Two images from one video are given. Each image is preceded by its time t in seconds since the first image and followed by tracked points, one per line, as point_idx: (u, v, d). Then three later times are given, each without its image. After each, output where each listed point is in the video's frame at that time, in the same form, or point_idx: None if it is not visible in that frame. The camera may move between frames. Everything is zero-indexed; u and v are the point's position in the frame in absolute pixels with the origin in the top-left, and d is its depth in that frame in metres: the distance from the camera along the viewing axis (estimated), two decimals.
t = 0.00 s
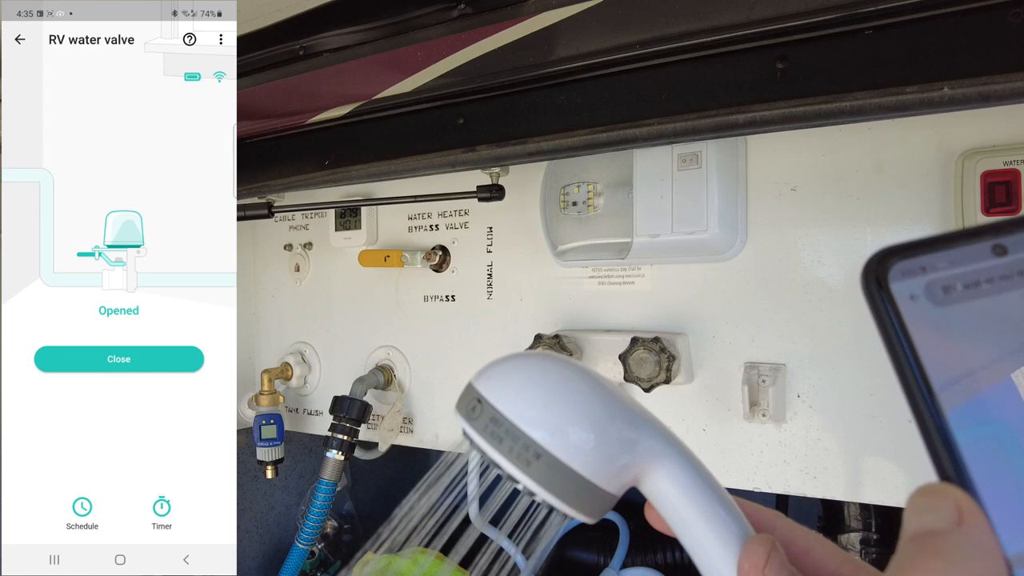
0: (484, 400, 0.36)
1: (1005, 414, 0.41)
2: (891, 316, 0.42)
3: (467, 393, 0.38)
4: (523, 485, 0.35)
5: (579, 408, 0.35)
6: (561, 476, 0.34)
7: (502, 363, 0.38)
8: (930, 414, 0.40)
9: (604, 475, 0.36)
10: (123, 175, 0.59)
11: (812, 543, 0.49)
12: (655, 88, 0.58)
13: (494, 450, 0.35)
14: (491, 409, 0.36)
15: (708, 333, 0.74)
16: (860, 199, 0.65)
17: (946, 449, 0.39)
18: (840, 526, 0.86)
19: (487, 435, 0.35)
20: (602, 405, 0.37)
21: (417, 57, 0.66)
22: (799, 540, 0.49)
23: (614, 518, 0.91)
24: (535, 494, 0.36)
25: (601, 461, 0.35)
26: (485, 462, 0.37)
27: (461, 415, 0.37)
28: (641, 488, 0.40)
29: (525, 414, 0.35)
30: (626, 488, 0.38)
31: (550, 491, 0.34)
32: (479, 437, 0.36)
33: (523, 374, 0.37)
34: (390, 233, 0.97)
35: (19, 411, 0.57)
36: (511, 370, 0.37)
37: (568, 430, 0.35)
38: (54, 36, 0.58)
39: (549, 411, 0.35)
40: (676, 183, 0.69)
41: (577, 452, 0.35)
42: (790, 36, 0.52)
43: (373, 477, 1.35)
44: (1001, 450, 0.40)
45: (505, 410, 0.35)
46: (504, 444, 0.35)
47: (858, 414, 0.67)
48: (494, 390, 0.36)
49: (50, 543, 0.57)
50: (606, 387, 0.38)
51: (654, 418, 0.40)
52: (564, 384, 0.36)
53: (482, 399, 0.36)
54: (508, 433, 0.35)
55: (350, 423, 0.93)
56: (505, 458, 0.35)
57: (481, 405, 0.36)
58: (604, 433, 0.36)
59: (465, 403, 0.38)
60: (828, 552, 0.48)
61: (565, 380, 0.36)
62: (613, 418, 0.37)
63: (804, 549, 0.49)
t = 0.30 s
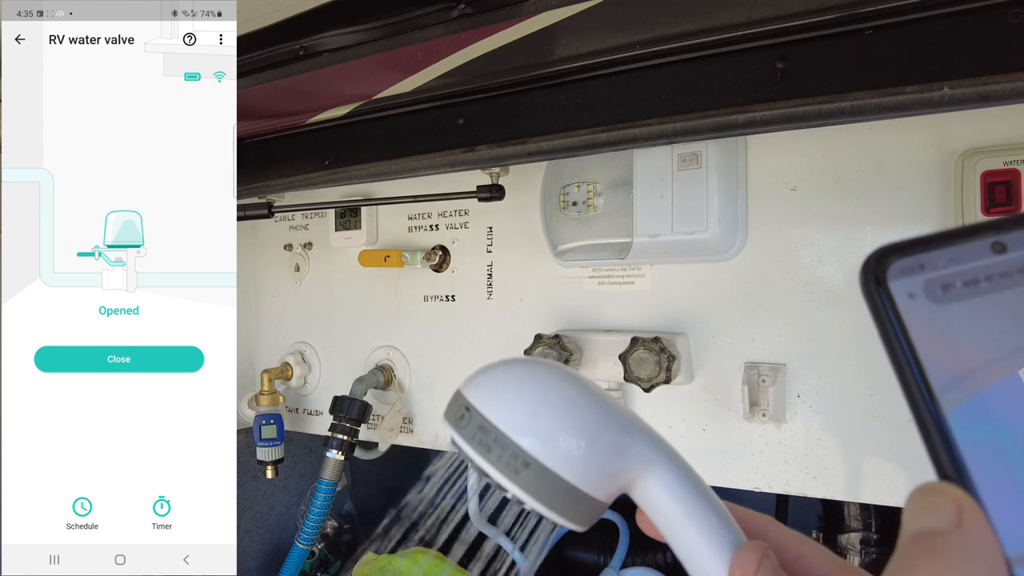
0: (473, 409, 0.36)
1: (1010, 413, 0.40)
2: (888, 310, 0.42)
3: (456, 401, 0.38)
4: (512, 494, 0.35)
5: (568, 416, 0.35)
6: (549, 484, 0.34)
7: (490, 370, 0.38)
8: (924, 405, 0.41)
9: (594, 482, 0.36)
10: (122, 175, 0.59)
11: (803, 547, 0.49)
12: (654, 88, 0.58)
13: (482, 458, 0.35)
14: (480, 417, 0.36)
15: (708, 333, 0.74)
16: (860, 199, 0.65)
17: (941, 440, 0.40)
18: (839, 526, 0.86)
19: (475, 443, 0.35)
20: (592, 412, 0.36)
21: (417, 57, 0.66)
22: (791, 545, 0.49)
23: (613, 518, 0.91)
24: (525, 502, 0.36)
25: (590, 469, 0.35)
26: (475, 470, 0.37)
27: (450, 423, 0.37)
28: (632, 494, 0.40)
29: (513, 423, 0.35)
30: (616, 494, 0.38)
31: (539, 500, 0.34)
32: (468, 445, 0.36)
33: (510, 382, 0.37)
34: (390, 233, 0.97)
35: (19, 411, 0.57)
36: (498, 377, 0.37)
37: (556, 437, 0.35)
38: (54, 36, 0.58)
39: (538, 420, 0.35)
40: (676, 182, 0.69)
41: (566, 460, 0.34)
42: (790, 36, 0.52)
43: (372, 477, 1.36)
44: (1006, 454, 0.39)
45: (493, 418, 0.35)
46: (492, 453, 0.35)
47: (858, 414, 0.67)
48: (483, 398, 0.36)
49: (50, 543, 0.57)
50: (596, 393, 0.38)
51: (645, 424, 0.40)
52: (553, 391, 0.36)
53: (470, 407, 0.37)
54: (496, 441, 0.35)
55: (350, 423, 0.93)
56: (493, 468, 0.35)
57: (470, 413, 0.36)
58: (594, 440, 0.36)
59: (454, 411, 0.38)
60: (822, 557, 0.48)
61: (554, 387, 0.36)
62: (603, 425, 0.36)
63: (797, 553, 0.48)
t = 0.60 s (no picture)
0: (479, 394, 0.36)
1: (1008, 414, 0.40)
2: (884, 311, 0.42)
3: (462, 387, 0.38)
4: (517, 479, 0.35)
5: (573, 402, 0.35)
6: (554, 470, 0.34)
7: (496, 357, 0.38)
8: (921, 407, 0.40)
9: (598, 469, 0.36)
10: (122, 174, 0.59)
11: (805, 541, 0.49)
12: (654, 88, 0.58)
13: (487, 443, 0.35)
14: (485, 402, 0.36)
15: (708, 333, 0.73)
16: (860, 199, 0.65)
17: (941, 447, 0.39)
18: (839, 525, 0.86)
19: (481, 428, 0.35)
20: (596, 400, 0.37)
21: (417, 57, 0.66)
22: (793, 538, 0.49)
23: (613, 518, 0.91)
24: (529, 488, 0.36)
25: (594, 456, 0.35)
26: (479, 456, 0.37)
27: (456, 408, 0.37)
28: (634, 483, 0.40)
29: (518, 407, 0.35)
30: (619, 482, 0.38)
31: (544, 485, 0.34)
32: (474, 430, 0.36)
33: (516, 368, 0.37)
34: (390, 233, 0.97)
35: (19, 410, 0.57)
36: (504, 363, 0.37)
37: (561, 423, 0.35)
38: (54, 36, 0.58)
39: (543, 405, 0.35)
40: (676, 182, 0.69)
41: (571, 445, 0.35)
42: (790, 36, 0.52)
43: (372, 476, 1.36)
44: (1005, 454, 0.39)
45: (499, 403, 0.35)
46: (497, 437, 0.35)
47: (858, 413, 0.67)
48: (488, 384, 0.36)
49: (50, 543, 0.57)
50: (600, 382, 0.38)
51: (648, 414, 0.40)
52: (558, 378, 0.36)
53: (476, 392, 0.37)
54: (502, 426, 0.35)
55: (350, 423, 0.93)
56: (499, 451, 0.35)
57: (476, 399, 0.36)
58: (598, 427, 0.36)
59: (460, 397, 0.38)
60: (823, 551, 0.48)
61: (559, 374, 0.37)
62: (607, 413, 0.37)
63: (798, 546, 0.48)
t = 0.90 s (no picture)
0: (474, 399, 0.37)
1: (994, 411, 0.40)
2: (877, 313, 0.40)
3: (457, 392, 0.38)
4: (513, 484, 0.35)
5: (568, 407, 0.35)
6: (549, 475, 0.34)
7: (491, 362, 0.38)
8: (912, 404, 0.39)
9: (593, 473, 0.36)
10: (122, 175, 0.59)
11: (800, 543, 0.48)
12: (654, 88, 0.58)
13: (483, 448, 0.35)
14: (481, 407, 0.36)
15: (708, 333, 0.73)
16: (860, 199, 0.65)
17: (933, 449, 0.38)
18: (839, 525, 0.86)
19: (476, 433, 0.35)
20: (591, 404, 0.37)
21: (417, 57, 0.66)
22: (788, 539, 0.49)
23: (613, 518, 0.91)
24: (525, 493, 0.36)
25: (589, 461, 0.35)
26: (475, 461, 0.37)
27: (451, 414, 0.37)
28: (630, 487, 0.40)
29: (513, 413, 0.35)
30: (615, 487, 0.38)
31: (539, 490, 0.34)
32: (469, 435, 0.36)
33: (511, 373, 0.37)
34: (390, 233, 0.97)
35: (20, 410, 0.57)
36: (499, 368, 0.37)
37: (557, 428, 0.35)
38: (54, 36, 0.58)
39: (538, 410, 0.35)
40: (675, 182, 0.69)
41: (566, 450, 0.34)
42: (790, 36, 0.52)
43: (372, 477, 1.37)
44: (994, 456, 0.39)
45: (494, 408, 0.35)
46: (492, 443, 0.35)
47: (858, 413, 0.67)
48: (483, 389, 0.36)
49: (50, 543, 0.57)
50: (595, 386, 0.38)
51: (644, 417, 0.40)
52: (553, 382, 0.36)
53: (471, 398, 0.37)
54: (497, 431, 0.35)
55: (350, 423, 0.93)
56: (494, 457, 0.35)
57: (471, 404, 0.36)
58: (593, 432, 0.36)
59: (455, 402, 0.38)
60: (819, 552, 0.48)
61: (554, 378, 0.36)
62: (602, 417, 0.37)
63: (794, 547, 0.48)
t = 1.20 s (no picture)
0: (472, 398, 0.36)
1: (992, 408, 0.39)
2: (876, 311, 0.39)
3: (455, 390, 0.38)
4: (509, 483, 0.35)
5: (565, 406, 0.35)
6: (546, 473, 0.34)
7: (489, 360, 0.38)
8: (914, 407, 0.38)
9: (590, 472, 0.36)
10: (122, 175, 0.59)
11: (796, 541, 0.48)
12: (654, 89, 0.58)
13: (480, 446, 0.35)
14: (478, 406, 0.36)
15: (708, 333, 0.73)
16: (859, 199, 0.65)
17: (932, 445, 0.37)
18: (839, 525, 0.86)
19: (473, 432, 0.35)
20: (588, 403, 0.37)
21: (417, 57, 0.66)
22: (784, 538, 0.49)
23: (613, 518, 0.91)
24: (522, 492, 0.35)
25: (586, 459, 0.35)
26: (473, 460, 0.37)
27: (449, 412, 0.37)
28: (627, 486, 0.40)
29: (510, 411, 0.35)
30: (612, 485, 0.38)
31: (536, 489, 0.34)
32: (466, 433, 0.36)
33: (508, 372, 0.37)
34: (390, 233, 0.97)
35: (20, 411, 0.57)
36: (497, 367, 0.37)
37: (554, 426, 0.35)
38: (54, 36, 0.58)
39: (535, 409, 0.35)
40: (675, 182, 0.69)
41: (563, 449, 0.35)
42: (790, 36, 0.52)
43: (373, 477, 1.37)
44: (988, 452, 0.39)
45: (492, 406, 0.35)
46: (490, 441, 0.35)
47: (858, 413, 0.67)
48: (481, 388, 0.36)
49: (50, 543, 0.57)
50: (593, 385, 0.38)
51: (641, 416, 0.40)
52: (551, 381, 0.36)
53: (469, 396, 0.37)
54: (494, 430, 0.35)
55: (350, 423, 0.93)
56: (491, 455, 0.35)
57: (469, 402, 0.36)
58: (590, 430, 0.36)
59: (453, 401, 0.38)
60: (815, 550, 0.48)
61: (552, 377, 0.37)
62: (599, 416, 0.37)
63: (789, 546, 0.48)
